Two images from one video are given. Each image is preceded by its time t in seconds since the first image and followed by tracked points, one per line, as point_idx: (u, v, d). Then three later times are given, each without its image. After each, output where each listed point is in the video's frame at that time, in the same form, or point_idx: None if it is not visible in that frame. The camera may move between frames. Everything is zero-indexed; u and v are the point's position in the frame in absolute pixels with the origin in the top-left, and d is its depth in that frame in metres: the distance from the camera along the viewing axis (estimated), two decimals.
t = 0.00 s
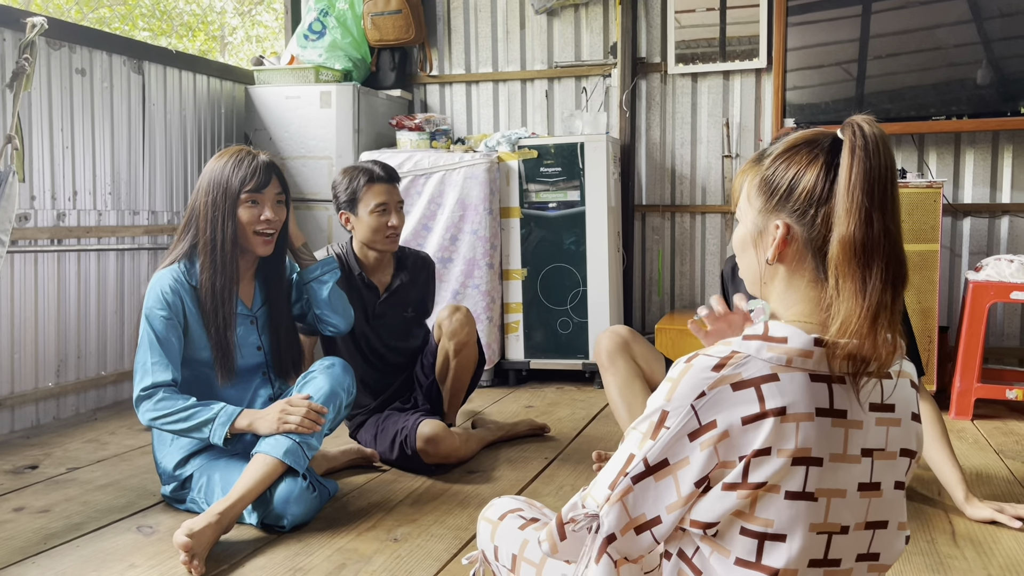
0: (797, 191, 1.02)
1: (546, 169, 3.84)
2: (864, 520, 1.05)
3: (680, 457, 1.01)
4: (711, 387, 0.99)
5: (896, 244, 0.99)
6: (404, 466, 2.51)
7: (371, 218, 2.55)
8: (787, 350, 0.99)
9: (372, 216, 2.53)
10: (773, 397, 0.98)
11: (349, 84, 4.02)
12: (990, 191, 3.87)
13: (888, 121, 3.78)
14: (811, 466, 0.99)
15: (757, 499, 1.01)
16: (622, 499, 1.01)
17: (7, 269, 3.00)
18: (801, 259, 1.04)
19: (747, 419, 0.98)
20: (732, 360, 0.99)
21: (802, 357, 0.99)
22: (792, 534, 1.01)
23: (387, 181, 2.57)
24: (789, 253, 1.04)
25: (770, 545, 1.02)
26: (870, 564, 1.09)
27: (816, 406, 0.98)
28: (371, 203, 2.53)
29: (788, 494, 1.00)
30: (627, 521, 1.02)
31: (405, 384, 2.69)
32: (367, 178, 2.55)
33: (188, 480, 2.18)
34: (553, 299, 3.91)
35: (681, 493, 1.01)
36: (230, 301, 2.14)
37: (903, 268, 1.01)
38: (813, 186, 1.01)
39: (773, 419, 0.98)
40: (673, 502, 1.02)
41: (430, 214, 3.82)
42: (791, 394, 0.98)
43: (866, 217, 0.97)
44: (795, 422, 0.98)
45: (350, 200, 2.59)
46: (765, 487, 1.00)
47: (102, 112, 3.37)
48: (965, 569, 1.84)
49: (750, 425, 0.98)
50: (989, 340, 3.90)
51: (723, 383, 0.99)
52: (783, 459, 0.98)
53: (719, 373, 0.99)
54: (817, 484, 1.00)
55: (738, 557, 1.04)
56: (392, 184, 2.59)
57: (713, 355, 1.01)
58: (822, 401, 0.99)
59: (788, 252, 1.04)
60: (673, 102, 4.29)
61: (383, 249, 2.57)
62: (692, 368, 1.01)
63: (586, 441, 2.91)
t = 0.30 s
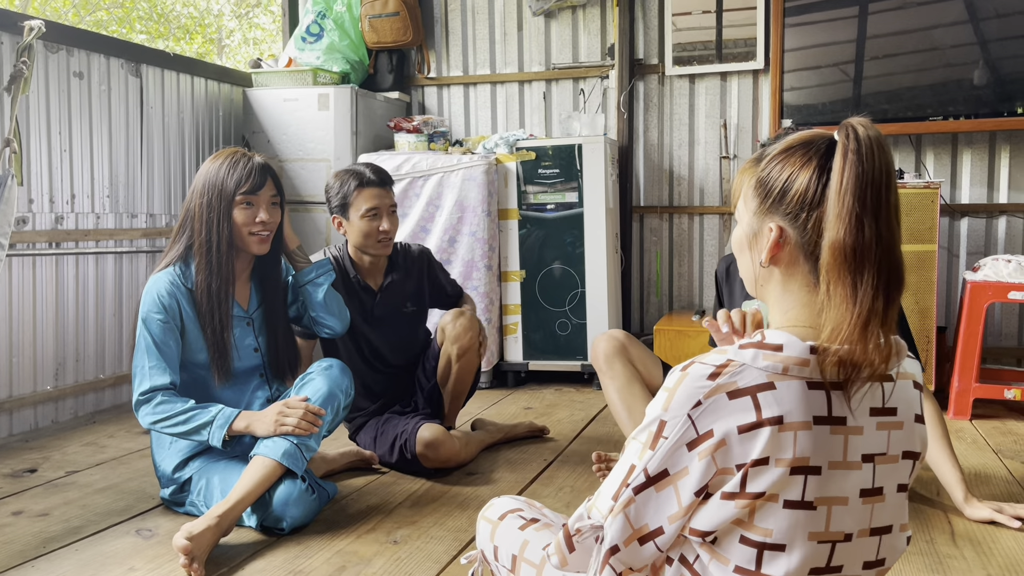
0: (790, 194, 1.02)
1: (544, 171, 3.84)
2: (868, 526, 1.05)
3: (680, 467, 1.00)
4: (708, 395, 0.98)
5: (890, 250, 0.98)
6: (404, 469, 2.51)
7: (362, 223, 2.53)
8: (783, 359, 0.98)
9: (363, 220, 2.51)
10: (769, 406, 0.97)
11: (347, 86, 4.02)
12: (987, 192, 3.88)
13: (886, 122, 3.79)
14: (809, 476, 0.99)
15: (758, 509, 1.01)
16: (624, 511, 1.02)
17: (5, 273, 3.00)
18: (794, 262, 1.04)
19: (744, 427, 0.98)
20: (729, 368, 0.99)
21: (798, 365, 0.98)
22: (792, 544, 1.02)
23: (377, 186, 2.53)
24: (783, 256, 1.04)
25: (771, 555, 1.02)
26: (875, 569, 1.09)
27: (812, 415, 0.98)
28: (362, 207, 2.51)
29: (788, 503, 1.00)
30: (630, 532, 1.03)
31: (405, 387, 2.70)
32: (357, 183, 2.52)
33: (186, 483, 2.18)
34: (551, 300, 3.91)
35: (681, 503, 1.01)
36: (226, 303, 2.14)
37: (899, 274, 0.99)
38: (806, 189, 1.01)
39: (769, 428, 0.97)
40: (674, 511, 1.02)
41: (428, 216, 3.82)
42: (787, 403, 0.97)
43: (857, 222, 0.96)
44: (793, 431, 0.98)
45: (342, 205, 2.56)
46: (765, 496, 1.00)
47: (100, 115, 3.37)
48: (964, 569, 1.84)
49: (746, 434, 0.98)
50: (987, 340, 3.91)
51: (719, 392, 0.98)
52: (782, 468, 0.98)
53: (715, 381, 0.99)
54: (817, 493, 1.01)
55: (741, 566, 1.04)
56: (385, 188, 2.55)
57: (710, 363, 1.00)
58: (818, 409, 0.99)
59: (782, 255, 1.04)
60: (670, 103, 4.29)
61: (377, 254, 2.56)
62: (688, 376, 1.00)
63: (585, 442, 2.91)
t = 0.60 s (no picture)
0: (772, 201, 1.00)
1: (541, 173, 3.84)
2: (867, 532, 1.05)
3: (679, 469, 0.99)
4: (705, 395, 0.97)
5: (874, 258, 0.96)
6: (401, 472, 2.52)
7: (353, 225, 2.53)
8: (780, 362, 0.98)
9: (353, 223, 2.51)
10: (765, 408, 0.97)
11: (343, 90, 4.03)
12: (983, 193, 3.89)
13: (882, 124, 3.79)
14: (808, 482, 0.99)
15: (758, 515, 1.01)
16: (628, 521, 1.01)
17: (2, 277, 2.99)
18: (778, 269, 1.03)
19: (738, 427, 0.97)
20: (726, 370, 0.99)
21: (794, 370, 0.98)
22: (794, 551, 1.01)
23: (369, 188, 2.51)
24: (766, 263, 1.03)
25: (772, 561, 1.02)
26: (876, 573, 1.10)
27: (809, 421, 0.98)
28: (352, 208, 2.51)
29: (788, 509, 1.00)
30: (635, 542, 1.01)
31: (403, 391, 2.68)
32: (346, 185, 2.51)
33: (184, 487, 2.17)
34: (548, 303, 3.91)
35: (680, 505, 1.00)
36: (220, 306, 2.14)
37: (883, 282, 0.98)
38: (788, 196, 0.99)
39: (765, 429, 0.97)
40: (672, 512, 1.01)
41: (425, 219, 3.82)
42: (783, 407, 0.97)
43: (839, 230, 0.94)
44: (790, 434, 0.98)
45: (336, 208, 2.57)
46: (763, 500, 1.00)
47: (97, 119, 3.36)
48: (962, 570, 1.84)
49: (743, 434, 0.97)
50: (984, 341, 3.91)
51: (716, 393, 0.97)
52: (779, 471, 0.99)
53: (714, 382, 0.98)
54: (816, 499, 1.00)
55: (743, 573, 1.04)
56: (377, 189, 2.53)
57: (708, 366, 1.00)
58: (815, 415, 0.98)
59: (765, 262, 1.03)
60: (667, 106, 4.29)
61: (371, 258, 2.55)
62: (687, 380, 1.00)
63: (583, 445, 2.91)
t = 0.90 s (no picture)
0: (736, 212, 1.01)
1: (538, 177, 3.85)
2: (857, 534, 1.05)
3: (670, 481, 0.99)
4: (686, 403, 0.97)
5: (838, 268, 0.97)
6: (396, 476, 2.51)
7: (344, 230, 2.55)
8: (758, 370, 0.98)
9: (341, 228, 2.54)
10: (746, 415, 0.97)
11: (340, 94, 4.03)
12: (979, 196, 3.90)
13: (878, 127, 3.80)
14: (794, 488, 0.99)
15: (748, 527, 1.00)
16: (634, 535, 1.01)
17: None
18: (744, 279, 1.04)
19: (723, 433, 0.97)
20: (705, 377, 0.98)
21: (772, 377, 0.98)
22: (786, 559, 1.01)
23: (360, 192, 2.50)
24: (733, 273, 1.04)
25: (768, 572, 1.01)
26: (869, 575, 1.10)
27: (790, 427, 0.98)
28: (343, 211, 2.52)
29: (776, 517, 1.00)
30: (637, 557, 1.02)
31: (398, 397, 2.66)
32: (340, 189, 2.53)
33: (180, 493, 2.17)
34: (546, 307, 3.91)
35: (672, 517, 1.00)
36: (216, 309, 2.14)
37: (849, 293, 0.98)
38: (751, 207, 1.00)
39: (747, 436, 0.97)
40: (668, 523, 1.01)
41: (422, 223, 3.82)
42: (763, 413, 0.98)
43: (801, 242, 0.95)
44: (770, 440, 0.98)
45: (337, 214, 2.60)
46: (751, 509, 0.99)
47: (93, 123, 3.37)
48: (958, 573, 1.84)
49: (727, 442, 0.97)
50: (980, 344, 3.92)
51: (698, 401, 0.97)
52: (765, 478, 0.99)
53: (695, 390, 0.98)
54: (803, 506, 1.00)
55: None
56: (374, 192, 2.52)
57: (687, 373, 1.00)
58: (796, 421, 0.99)
59: (732, 273, 1.04)
60: (663, 110, 4.30)
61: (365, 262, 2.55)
62: (667, 390, 1.00)
63: (580, 449, 2.91)
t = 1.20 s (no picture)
0: (692, 225, 1.04)
1: (536, 182, 3.86)
2: (843, 527, 1.07)
3: (656, 487, 1.01)
4: (665, 408, 0.99)
5: (790, 281, 1.00)
6: (395, 482, 2.51)
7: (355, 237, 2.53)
8: (730, 371, 1.01)
9: (356, 233, 2.51)
10: (723, 415, 0.99)
11: (338, 99, 4.03)
12: (975, 201, 3.90)
13: (874, 131, 3.81)
14: (777, 485, 1.01)
15: (737, 527, 1.01)
16: (626, 545, 1.04)
17: None
18: (701, 290, 1.06)
19: (703, 435, 0.99)
20: (681, 381, 1.01)
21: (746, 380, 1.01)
22: (776, 556, 1.02)
23: (375, 199, 2.50)
24: (691, 283, 1.07)
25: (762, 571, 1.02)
26: (857, 566, 1.11)
27: (766, 425, 1.01)
28: (357, 218, 2.51)
29: (762, 514, 1.01)
30: (633, 565, 1.04)
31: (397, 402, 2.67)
32: (351, 195, 2.52)
33: (178, 499, 2.17)
34: (543, 312, 3.92)
35: (662, 522, 1.02)
36: (223, 306, 2.15)
37: (802, 304, 1.01)
38: (707, 221, 1.03)
39: (726, 436, 0.99)
40: (658, 529, 1.03)
41: (420, 228, 3.82)
42: (740, 414, 1.00)
43: (752, 258, 0.98)
44: (748, 439, 1.00)
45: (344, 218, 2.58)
46: (736, 508, 1.00)
47: (91, 128, 3.37)
48: None
49: (707, 443, 0.99)
50: (977, 348, 3.93)
51: (677, 405, 0.99)
52: (747, 477, 1.00)
53: (672, 395, 1.00)
54: (788, 502, 1.01)
55: None
56: (384, 200, 2.52)
57: (663, 380, 1.02)
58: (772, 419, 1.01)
59: (689, 283, 1.07)
60: (660, 115, 4.31)
61: (374, 269, 2.55)
62: (645, 398, 1.02)
63: (577, 454, 2.91)
